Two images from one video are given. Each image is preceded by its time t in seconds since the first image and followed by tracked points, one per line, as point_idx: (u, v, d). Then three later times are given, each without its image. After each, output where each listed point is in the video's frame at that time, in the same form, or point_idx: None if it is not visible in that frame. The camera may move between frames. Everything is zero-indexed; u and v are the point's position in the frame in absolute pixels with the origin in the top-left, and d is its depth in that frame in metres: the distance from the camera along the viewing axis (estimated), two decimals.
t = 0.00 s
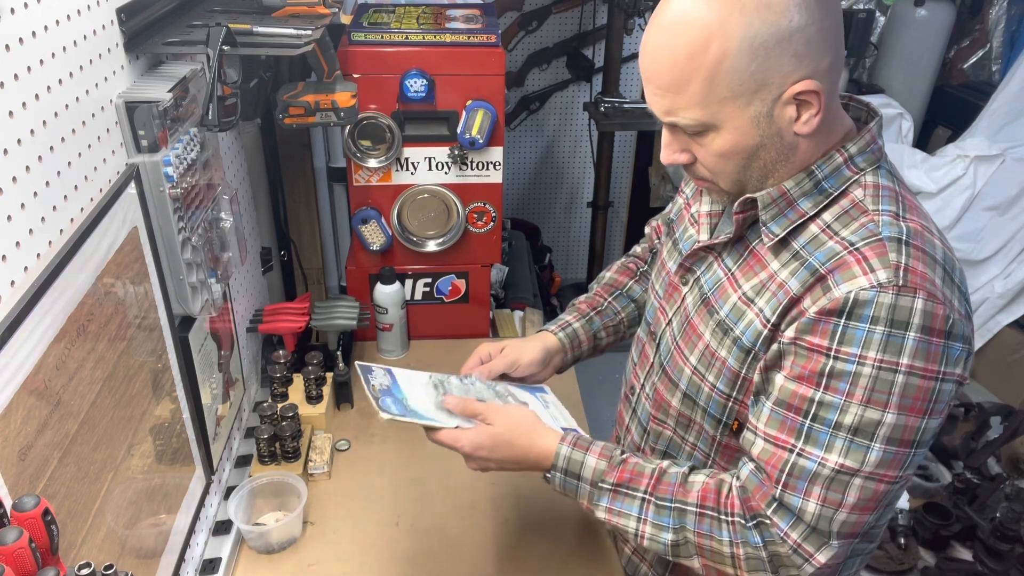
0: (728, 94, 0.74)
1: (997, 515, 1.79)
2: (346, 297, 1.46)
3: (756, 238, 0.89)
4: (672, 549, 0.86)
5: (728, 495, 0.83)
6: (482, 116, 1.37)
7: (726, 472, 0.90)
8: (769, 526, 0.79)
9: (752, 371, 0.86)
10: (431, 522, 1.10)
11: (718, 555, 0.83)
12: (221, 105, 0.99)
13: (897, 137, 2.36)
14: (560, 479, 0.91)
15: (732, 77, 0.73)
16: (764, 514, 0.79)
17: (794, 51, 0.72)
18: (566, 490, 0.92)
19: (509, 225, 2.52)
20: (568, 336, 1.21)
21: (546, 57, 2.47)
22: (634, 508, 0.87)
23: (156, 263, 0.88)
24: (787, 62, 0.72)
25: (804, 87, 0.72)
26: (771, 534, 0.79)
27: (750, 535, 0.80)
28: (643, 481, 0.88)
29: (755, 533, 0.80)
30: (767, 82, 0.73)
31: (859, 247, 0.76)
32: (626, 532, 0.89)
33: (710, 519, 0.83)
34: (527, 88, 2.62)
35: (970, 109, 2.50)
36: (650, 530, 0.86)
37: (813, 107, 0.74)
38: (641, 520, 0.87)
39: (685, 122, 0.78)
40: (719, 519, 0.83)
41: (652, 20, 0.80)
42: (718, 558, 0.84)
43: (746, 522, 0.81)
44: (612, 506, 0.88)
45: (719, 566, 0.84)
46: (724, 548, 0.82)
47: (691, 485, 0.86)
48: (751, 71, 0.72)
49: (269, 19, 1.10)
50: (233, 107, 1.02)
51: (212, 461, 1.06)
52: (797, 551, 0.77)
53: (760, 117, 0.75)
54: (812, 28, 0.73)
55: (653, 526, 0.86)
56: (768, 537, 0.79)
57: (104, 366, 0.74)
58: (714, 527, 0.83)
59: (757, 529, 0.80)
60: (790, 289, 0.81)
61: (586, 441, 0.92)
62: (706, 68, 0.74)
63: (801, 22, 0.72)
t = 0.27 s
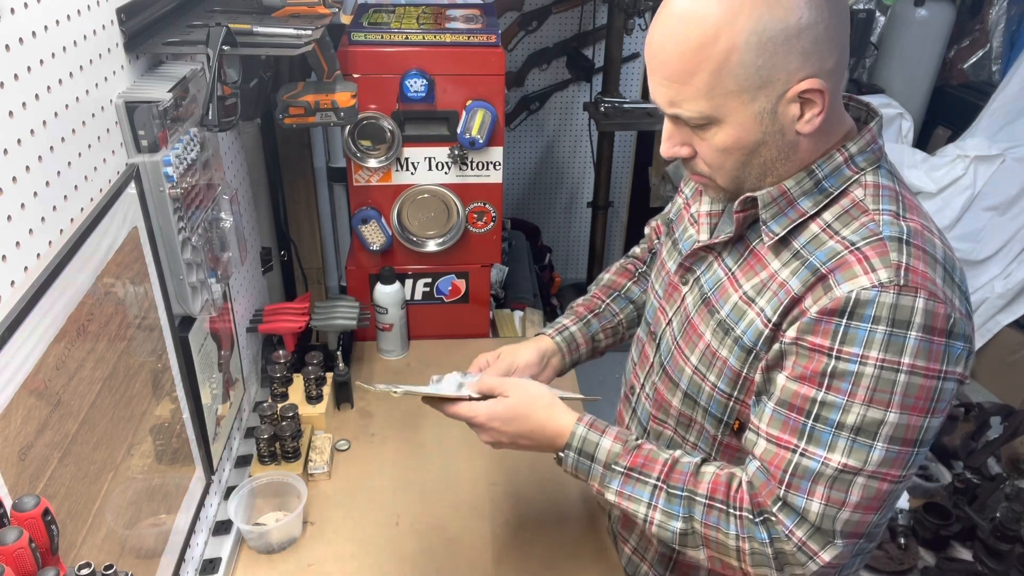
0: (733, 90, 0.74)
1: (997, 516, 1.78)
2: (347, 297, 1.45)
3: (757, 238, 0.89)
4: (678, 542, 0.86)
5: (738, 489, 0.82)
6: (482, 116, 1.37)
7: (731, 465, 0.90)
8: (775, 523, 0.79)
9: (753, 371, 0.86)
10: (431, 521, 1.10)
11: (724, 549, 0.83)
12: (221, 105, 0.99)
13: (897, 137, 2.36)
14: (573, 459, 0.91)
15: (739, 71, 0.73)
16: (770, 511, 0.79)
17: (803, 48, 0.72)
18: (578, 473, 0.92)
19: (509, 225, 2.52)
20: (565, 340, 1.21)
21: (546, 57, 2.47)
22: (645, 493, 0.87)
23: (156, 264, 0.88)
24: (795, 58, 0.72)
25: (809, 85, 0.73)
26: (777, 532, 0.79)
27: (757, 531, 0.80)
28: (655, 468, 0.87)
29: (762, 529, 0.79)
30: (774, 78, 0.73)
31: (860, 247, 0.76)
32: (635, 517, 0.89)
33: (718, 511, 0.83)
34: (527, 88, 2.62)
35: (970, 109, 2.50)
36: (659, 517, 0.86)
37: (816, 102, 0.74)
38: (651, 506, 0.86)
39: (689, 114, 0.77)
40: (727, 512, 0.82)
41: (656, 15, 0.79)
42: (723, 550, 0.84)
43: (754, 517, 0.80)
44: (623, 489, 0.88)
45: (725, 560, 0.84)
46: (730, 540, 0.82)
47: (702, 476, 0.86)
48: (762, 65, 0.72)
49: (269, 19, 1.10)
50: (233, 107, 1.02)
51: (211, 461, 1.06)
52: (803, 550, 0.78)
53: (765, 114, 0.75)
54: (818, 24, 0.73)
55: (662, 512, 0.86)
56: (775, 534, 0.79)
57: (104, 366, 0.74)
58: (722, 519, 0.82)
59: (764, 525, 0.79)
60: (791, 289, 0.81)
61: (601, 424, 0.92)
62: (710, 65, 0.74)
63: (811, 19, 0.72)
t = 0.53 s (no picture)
0: (738, 88, 0.74)
1: (997, 516, 1.78)
2: (347, 297, 1.45)
3: (758, 238, 0.89)
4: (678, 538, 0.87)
5: (739, 486, 0.82)
6: (483, 116, 1.37)
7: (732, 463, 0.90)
8: (775, 521, 0.79)
9: (755, 371, 0.86)
10: (431, 521, 1.10)
11: (723, 545, 0.83)
12: (221, 105, 0.99)
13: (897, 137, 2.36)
14: (577, 452, 0.91)
15: (745, 70, 0.73)
16: (770, 509, 0.79)
17: (809, 47, 0.72)
18: (582, 466, 0.92)
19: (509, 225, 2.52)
20: (563, 345, 1.21)
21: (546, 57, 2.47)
22: (648, 488, 0.87)
23: (156, 264, 0.88)
24: (801, 57, 0.72)
25: (814, 85, 0.73)
26: (777, 530, 0.79)
27: (757, 528, 0.80)
28: (659, 463, 0.87)
29: (762, 526, 0.80)
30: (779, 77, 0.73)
31: (862, 246, 0.76)
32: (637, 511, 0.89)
33: (719, 508, 0.83)
34: (527, 88, 2.62)
35: (970, 109, 2.50)
36: (661, 511, 0.86)
37: (822, 99, 0.74)
38: (654, 500, 0.86)
39: (693, 111, 0.77)
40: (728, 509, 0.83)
41: (660, 14, 0.79)
42: (724, 547, 0.84)
43: (753, 514, 0.80)
44: (625, 483, 0.88)
45: (725, 557, 0.85)
46: (730, 537, 0.82)
47: (705, 472, 0.86)
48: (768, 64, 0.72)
49: (269, 19, 1.10)
50: (233, 107, 1.02)
51: (212, 461, 1.06)
52: (803, 549, 0.78)
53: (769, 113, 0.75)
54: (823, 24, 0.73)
55: (665, 508, 0.86)
56: (775, 532, 0.79)
57: (104, 366, 0.74)
58: (722, 515, 0.83)
59: (764, 523, 0.80)
60: (792, 289, 0.81)
61: (606, 418, 0.92)
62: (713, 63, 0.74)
63: (818, 18, 0.72)
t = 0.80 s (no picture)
0: (739, 88, 0.74)
1: (997, 516, 1.78)
2: (347, 297, 1.45)
3: (758, 239, 0.89)
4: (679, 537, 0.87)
5: (740, 486, 0.82)
6: (482, 116, 1.37)
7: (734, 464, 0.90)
8: (776, 521, 0.79)
9: (755, 372, 0.86)
10: (431, 521, 1.10)
11: (723, 545, 0.83)
12: (221, 105, 0.99)
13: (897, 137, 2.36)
14: (579, 452, 0.91)
15: (747, 70, 0.73)
16: (770, 509, 0.79)
17: (812, 47, 0.72)
18: (584, 465, 0.92)
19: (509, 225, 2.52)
20: (564, 346, 1.21)
21: (546, 57, 2.47)
22: (649, 487, 0.87)
23: (156, 263, 0.88)
24: (804, 58, 0.72)
25: (815, 86, 0.73)
26: (777, 530, 0.79)
27: (758, 528, 0.80)
28: (660, 462, 0.87)
29: (763, 526, 0.79)
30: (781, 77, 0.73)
31: (861, 247, 0.76)
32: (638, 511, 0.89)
33: (719, 508, 0.83)
34: (527, 88, 2.62)
35: (969, 109, 2.50)
36: (661, 511, 0.86)
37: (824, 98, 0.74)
38: (654, 500, 0.86)
39: (694, 110, 0.77)
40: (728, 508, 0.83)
41: (661, 14, 0.79)
42: (724, 546, 0.84)
43: (754, 514, 0.80)
44: (626, 483, 0.88)
45: (725, 556, 0.85)
46: (730, 537, 0.82)
47: (705, 472, 0.86)
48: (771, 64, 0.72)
49: (269, 19, 1.10)
50: (233, 107, 1.02)
51: (212, 461, 1.06)
52: (804, 549, 0.78)
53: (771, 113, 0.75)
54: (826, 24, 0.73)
55: (665, 506, 0.86)
56: (775, 532, 0.79)
57: (104, 366, 0.74)
58: (723, 516, 0.83)
59: (765, 523, 0.79)
60: (792, 290, 0.81)
61: (608, 418, 0.92)
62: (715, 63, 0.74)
63: (821, 18, 0.72)
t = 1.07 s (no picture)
0: (738, 87, 0.74)
1: (997, 516, 1.78)
2: (347, 297, 1.45)
3: (759, 240, 0.89)
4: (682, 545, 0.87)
5: (743, 491, 0.82)
6: (482, 116, 1.37)
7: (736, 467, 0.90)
8: (781, 525, 0.79)
9: (757, 373, 0.87)
10: (431, 521, 1.10)
11: (729, 550, 0.83)
12: (221, 105, 0.99)
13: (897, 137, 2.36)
14: (578, 464, 0.91)
15: (746, 68, 0.73)
16: (775, 513, 0.79)
17: (810, 46, 0.72)
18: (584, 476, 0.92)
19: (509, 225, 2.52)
20: (572, 340, 1.21)
21: (546, 57, 2.47)
22: (651, 497, 0.87)
23: (156, 264, 0.88)
24: (802, 56, 0.72)
25: (815, 84, 0.73)
26: (782, 534, 0.79)
27: (763, 532, 0.80)
28: (660, 471, 0.87)
29: (768, 530, 0.80)
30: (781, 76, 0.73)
31: (862, 248, 0.76)
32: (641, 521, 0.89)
33: (723, 513, 0.83)
34: (527, 88, 2.62)
35: (970, 109, 2.50)
36: (666, 519, 0.86)
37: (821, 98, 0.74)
38: (657, 509, 0.86)
39: (693, 109, 0.77)
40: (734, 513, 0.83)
41: (661, 12, 0.79)
42: (730, 552, 0.84)
43: (759, 519, 0.80)
44: (629, 493, 0.88)
45: (731, 561, 0.85)
46: (736, 542, 0.82)
47: (707, 477, 0.86)
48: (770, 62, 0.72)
49: (269, 19, 1.10)
50: (233, 107, 1.02)
51: (212, 461, 1.06)
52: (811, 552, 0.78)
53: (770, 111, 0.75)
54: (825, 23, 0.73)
55: (668, 515, 0.86)
56: (780, 536, 0.79)
57: (104, 366, 0.74)
58: (727, 521, 0.82)
59: (770, 527, 0.80)
60: (793, 291, 0.81)
61: (606, 428, 0.92)
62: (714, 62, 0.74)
63: (820, 17, 0.72)
